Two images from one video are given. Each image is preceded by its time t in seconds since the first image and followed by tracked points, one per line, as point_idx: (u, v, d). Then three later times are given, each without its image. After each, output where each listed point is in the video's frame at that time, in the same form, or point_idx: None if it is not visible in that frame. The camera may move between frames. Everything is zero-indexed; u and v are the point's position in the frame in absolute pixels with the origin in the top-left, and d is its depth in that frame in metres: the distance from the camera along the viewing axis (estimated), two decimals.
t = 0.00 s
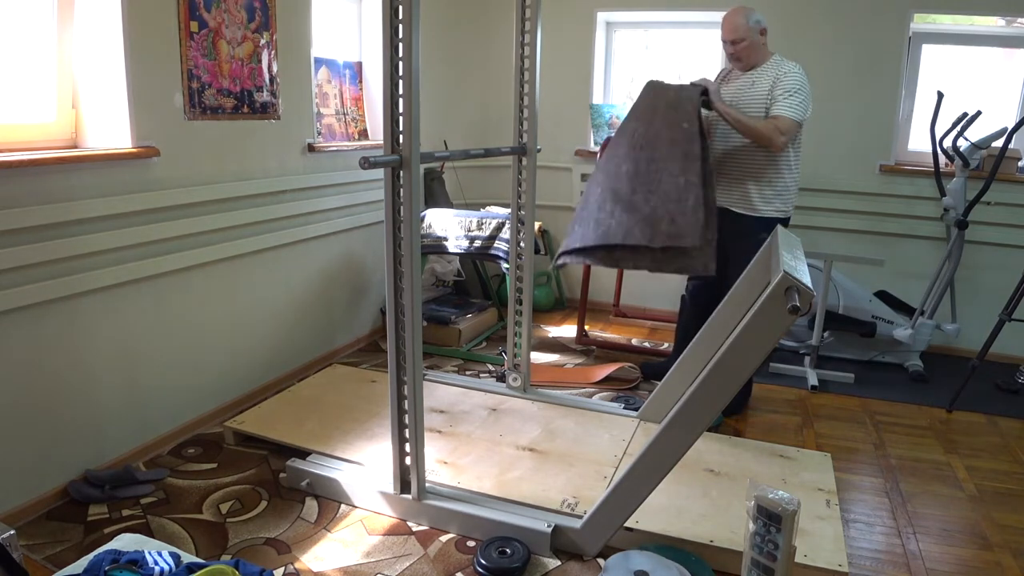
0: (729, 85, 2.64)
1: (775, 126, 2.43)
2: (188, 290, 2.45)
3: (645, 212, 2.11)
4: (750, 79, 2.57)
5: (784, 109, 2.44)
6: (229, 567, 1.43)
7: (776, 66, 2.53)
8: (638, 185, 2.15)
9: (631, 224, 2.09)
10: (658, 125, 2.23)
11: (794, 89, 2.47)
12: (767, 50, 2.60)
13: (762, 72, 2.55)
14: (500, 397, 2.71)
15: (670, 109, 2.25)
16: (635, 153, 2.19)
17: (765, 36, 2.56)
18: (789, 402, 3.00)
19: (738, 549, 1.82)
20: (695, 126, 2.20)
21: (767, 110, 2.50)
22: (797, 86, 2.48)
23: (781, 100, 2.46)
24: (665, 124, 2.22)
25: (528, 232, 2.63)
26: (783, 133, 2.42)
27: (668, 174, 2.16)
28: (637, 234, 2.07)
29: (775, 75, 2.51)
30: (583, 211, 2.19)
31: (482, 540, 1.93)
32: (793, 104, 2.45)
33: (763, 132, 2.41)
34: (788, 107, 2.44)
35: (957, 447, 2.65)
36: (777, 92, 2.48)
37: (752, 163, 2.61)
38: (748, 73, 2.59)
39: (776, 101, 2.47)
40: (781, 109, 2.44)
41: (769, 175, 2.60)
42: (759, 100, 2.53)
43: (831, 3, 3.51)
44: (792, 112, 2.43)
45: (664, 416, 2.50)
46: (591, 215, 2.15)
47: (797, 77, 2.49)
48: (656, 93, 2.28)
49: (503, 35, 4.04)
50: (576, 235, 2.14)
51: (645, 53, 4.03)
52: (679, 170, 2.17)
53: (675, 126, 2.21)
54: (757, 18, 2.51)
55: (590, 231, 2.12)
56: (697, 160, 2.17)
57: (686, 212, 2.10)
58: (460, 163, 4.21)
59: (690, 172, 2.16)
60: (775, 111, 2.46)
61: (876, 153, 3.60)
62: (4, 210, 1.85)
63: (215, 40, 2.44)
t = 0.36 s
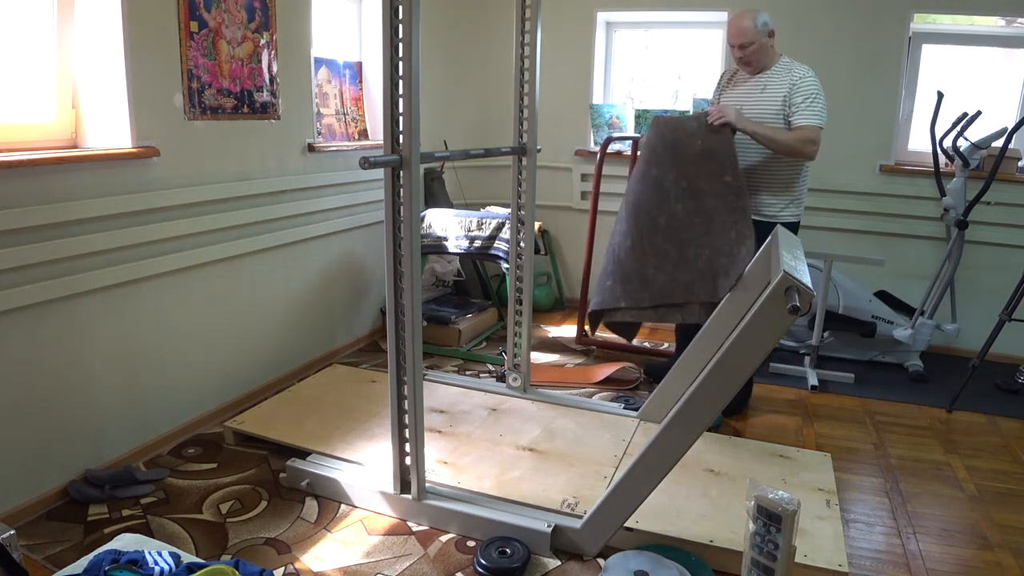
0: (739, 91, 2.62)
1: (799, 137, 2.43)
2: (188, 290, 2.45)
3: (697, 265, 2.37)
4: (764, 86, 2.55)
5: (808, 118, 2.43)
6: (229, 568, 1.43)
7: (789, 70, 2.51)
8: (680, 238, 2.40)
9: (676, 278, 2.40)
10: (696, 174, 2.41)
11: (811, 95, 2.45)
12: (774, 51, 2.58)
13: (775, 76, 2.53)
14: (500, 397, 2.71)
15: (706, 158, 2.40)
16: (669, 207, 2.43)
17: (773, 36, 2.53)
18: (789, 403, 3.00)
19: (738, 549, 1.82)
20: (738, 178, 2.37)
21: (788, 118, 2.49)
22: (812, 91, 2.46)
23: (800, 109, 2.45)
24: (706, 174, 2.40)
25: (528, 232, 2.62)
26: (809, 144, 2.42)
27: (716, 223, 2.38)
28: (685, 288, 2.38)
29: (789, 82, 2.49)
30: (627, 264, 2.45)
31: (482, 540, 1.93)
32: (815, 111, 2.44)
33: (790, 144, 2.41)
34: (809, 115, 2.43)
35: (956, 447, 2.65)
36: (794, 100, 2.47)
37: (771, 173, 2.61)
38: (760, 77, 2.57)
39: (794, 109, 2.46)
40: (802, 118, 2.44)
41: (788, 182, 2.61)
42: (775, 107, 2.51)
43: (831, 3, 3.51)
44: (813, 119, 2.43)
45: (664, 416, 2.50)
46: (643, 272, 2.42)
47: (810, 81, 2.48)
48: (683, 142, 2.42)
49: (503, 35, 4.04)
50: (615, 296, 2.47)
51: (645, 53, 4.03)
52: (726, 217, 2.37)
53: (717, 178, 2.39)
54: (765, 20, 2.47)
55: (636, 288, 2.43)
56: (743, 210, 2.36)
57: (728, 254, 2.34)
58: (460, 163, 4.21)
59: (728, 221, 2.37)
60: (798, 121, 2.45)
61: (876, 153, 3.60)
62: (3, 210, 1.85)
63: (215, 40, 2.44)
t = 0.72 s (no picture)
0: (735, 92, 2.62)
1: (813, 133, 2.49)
2: (187, 290, 2.45)
3: (695, 279, 2.61)
4: (764, 85, 2.55)
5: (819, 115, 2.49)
6: (229, 567, 1.43)
7: (782, 67, 2.54)
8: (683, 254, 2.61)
9: (675, 290, 2.64)
10: (705, 193, 2.57)
11: (812, 91, 2.51)
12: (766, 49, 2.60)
13: (772, 74, 2.54)
14: (500, 397, 2.71)
15: (716, 179, 2.54)
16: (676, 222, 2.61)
17: (761, 35, 2.55)
18: (789, 402, 3.00)
19: (738, 549, 1.82)
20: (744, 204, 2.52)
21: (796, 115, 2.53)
22: (812, 86, 2.51)
23: (808, 107, 2.50)
24: (715, 195, 2.55)
25: (528, 232, 2.62)
26: (827, 138, 2.48)
27: (717, 244, 2.56)
28: (681, 301, 2.63)
29: (790, 81, 2.51)
30: (631, 275, 2.68)
31: (482, 540, 1.93)
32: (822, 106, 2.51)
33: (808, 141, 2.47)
34: (818, 111, 2.49)
35: (956, 447, 2.65)
36: (797, 97, 2.50)
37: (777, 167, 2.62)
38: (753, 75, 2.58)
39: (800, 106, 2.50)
40: (811, 115, 2.49)
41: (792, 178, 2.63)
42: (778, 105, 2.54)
43: (831, 3, 3.51)
44: (823, 115, 2.48)
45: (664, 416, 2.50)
46: (647, 283, 2.65)
47: (807, 76, 2.52)
48: (697, 160, 2.56)
49: (503, 35, 4.04)
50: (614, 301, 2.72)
51: (645, 53, 4.03)
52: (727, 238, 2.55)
53: (725, 200, 2.54)
54: (752, 19, 2.49)
55: (639, 300, 2.66)
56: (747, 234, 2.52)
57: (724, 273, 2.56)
58: (460, 163, 4.21)
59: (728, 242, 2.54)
60: (809, 119, 2.51)
61: (876, 153, 3.60)
62: (3, 210, 1.85)
63: (215, 40, 2.44)
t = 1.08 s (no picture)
0: (710, 92, 2.63)
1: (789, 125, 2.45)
2: (187, 290, 2.45)
3: (681, 291, 2.58)
4: (738, 83, 2.55)
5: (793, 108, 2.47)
6: (229, 567, 1.43)
7: (755, 65, 2.54)
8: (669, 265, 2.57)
9: (661, 302, 2.60)
10: (691, 203, 2.55)
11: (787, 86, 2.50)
12: (739, 49, 2.60)
13: (747, 71, 2.54)
14: (500, 397, 2.71)
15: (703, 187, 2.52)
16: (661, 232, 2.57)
17: (732, 35, 2.54)
18: (789, 403, 3.00)
19: (738, 549, 1.82)
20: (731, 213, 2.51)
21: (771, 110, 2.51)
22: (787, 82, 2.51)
23: (783, 101, 2.49)
24: (700, 203, 2.54)
25: (528, 232, 2.62)
26: (804, 127, 2.43)
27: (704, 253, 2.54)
28: (668, 314, 2.59)
29: (763, 77, 2.52)
30: (615, 287, 2.62)
31: (482, 540, 1.93)
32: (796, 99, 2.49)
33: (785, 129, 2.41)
34: (793, 104, 2.47)
35: (957, 447, 2.65)
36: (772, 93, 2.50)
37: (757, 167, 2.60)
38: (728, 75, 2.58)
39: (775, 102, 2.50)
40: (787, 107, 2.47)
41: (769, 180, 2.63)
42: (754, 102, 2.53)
43: (831, 2, 3.51)
44: (799, 106, 2.46)
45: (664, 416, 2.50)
46: (631, 296, 2.60)
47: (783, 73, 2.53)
48: (683, 169, 2.54)
49: (503, 35, 4.04)
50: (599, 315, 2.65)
51: (645, 53, 4.03)
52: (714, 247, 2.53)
53: (710, 208, 2.53)
54: (724, 18, 2.48)
55: (626, 312, 2.61)
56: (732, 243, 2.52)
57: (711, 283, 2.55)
58: (460, 163, 4.22)
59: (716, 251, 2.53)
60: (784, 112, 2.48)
61: (877, 153, 3.60)
62: (4, 210, 1.85)
63: (215, 40, 2.44)
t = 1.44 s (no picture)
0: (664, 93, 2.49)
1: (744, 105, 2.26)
2: (187, 290, 2.45)
3: (699, 281, 2.31)
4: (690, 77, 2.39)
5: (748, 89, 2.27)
6: (229, 567, 1.43)
7: (705, 59, 2.38)
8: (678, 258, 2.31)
9: (686, 298, 2.33)
10: (681, 187, 2.28)
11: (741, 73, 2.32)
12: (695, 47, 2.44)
13: (700, 67, 2.38)
14: (500, 397, 2.71)
15: (685, 169, 2.28)
16: (662, 230, 2.32)
17: (682, 34, 2.39)
18: (789, 403, 3.00)
19: (738, 549, 1.82)
20: (723, 181, 2.25)
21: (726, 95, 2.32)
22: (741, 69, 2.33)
23: (737, 85, 2.28)
24: (690, 183, 2.27)
25: (528, 232, 2.62)
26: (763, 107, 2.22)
27: (715, 230, 2.27)
28: (698, 307, 2.33)
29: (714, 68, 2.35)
30: (631, 299, 2.38)
31: (482, 540, 1.93)
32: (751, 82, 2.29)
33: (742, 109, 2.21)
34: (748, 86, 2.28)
35: (957, 447, 2.65)
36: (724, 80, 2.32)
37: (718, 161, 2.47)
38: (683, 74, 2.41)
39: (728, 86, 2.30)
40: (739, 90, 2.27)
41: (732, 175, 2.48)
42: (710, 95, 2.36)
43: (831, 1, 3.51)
44: (754, 88, 2.26)
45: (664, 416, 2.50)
46: (645, 303, 2.36)
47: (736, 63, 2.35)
48: (660, 161, 2.31)
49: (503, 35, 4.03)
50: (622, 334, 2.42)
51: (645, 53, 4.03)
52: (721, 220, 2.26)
53: (701, 182, 2.27)
54: (671, 21, 2.35)
55: (651, 320, 2.37)
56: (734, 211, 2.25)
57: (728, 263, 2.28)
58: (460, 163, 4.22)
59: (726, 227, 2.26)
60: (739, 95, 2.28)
61: (876, 153, 3.60)
62: (4, 210, 1.85)
63: (215, 40, 2.44)
